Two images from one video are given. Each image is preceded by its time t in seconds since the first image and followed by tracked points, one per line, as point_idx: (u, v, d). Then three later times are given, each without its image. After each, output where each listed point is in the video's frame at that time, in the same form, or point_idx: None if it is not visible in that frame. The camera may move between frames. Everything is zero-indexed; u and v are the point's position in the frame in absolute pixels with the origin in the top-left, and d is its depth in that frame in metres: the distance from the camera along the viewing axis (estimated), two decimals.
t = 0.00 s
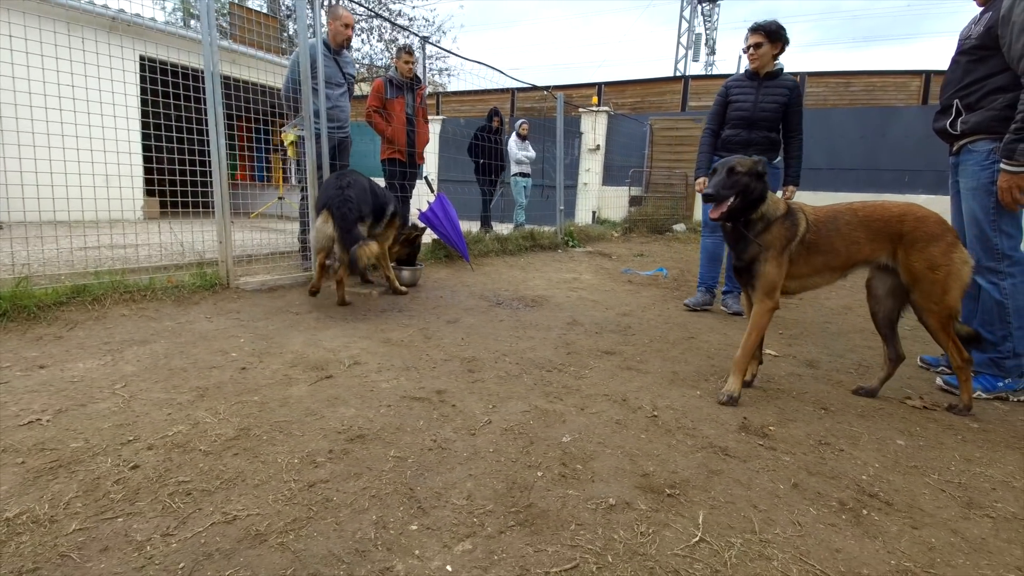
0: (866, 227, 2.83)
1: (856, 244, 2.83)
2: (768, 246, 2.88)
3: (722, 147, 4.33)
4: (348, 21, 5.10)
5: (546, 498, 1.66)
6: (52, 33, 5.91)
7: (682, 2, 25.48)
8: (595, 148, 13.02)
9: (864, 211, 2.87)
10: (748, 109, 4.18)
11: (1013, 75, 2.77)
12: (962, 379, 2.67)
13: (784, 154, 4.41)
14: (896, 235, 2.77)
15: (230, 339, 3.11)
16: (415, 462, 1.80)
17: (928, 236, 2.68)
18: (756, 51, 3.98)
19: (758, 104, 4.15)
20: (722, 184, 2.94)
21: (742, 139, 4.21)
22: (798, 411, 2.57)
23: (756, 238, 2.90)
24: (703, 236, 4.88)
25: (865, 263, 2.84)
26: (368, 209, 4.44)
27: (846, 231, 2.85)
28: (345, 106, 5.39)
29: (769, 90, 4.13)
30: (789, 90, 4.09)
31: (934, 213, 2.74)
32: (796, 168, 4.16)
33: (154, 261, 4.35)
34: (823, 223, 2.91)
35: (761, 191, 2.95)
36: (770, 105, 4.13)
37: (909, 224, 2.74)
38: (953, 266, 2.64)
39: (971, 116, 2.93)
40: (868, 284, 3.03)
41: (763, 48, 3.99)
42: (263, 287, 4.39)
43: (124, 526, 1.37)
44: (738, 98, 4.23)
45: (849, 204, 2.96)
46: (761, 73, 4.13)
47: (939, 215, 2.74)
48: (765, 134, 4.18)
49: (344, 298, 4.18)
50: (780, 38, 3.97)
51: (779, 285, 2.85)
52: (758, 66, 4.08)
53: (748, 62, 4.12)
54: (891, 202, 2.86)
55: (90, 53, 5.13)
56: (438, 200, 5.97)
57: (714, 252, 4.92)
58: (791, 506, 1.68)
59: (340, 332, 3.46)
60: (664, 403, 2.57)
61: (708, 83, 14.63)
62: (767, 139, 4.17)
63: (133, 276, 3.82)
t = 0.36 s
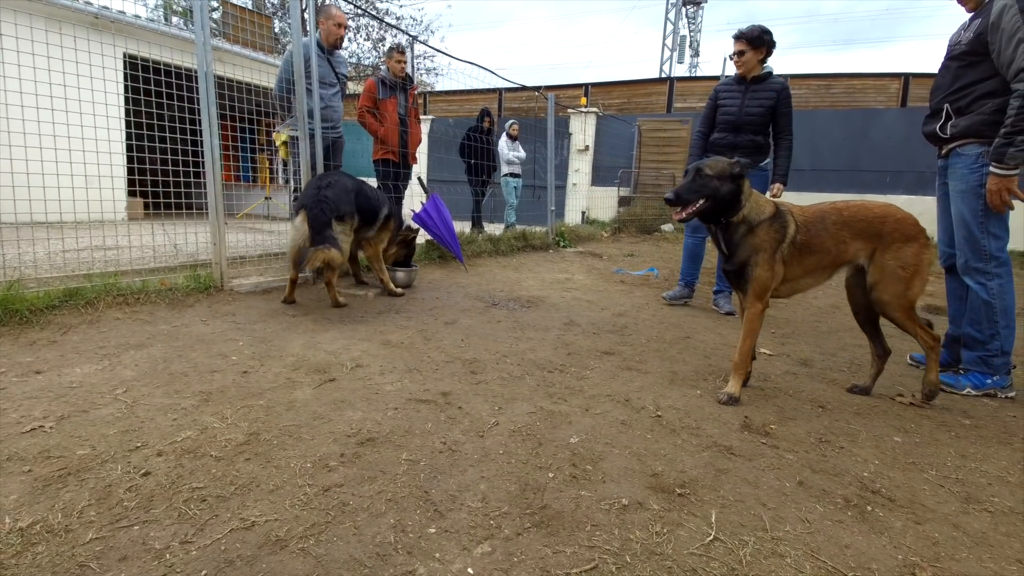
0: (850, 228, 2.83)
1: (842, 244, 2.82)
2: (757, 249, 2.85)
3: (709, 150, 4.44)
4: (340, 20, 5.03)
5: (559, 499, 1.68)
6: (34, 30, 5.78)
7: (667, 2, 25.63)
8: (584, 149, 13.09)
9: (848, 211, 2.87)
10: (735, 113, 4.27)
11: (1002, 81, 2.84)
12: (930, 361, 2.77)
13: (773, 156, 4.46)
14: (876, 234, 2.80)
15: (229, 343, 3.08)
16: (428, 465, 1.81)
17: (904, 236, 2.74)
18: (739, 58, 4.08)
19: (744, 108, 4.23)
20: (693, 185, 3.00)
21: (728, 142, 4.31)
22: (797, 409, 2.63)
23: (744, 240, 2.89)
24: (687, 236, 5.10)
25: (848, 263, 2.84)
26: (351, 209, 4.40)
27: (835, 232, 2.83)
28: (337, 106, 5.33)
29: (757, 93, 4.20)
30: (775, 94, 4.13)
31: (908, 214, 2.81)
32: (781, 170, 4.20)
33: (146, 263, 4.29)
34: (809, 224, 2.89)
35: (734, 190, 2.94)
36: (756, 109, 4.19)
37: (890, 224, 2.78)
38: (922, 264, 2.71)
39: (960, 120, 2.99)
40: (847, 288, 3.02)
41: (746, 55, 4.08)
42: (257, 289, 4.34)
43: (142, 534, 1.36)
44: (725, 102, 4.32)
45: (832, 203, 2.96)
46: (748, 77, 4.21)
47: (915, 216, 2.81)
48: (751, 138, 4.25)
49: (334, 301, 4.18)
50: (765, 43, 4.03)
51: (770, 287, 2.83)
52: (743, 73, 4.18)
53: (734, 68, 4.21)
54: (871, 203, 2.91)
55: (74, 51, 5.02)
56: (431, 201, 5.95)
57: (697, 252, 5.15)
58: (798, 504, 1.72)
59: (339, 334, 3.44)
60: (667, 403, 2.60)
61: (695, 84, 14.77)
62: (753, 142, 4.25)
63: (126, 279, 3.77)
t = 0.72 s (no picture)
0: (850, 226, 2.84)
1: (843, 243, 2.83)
2: (759, 247, 2.84)
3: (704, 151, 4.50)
4: (340, 21, 4.99)
5: (575, 501, 1.68)
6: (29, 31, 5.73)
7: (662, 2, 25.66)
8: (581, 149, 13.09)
9: (851, 210, 2.89)
10: (728, 114, 4.32)
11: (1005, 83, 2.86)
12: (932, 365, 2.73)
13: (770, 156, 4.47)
14: (877, 233, 2.82)
15: (233, 345, 3.06)
16: (441, 467, 1.80)
17: (904, 234, 2.78)
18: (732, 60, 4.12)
19: (737, 110, 4.27)
20: (699, 179, 2.98)
21: (721, 143, 4.35)
22: (804, 410, 2.63)
23: (746, 239, 2.88)
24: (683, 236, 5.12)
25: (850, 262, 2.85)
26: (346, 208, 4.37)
27: (838, 233, 2.84)
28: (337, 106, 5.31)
29: (750, 94, 4.22)
30: (768, 95, 4.15)
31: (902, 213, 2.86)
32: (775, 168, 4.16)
33: (146, 265, 4.26)
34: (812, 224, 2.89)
35: (740, 185, 2.95)
36: (749, 109, 4.22)
37: (889, 224, 2.82)
38: (920, 262, 2.75)
39: (964, 122, 3.01)
40: (845, 289, 3.04)
41: (739, 58, 4.12)
42: (258, 291, 4.31)
43: (159, 540, 1.35)
44: (719, 103, 4.38)
45: (832, 204, 2.98)
46: (742, 79, 4.25)
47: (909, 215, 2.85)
48: (745, 138, 4.27)
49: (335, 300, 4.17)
50: (758, 45, 4.06)
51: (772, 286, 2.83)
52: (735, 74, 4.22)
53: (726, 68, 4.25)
54: (869, 205, 2.95)
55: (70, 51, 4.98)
56: (432, 201, 5.93)
57: (692, 253, 5.17)
58: (811, 505, 1.72)
59: (343, 335, 3.43)
60: (675, 404, 2.61)
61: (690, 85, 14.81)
62: (746, 143, 4.26)
63: (127, 281, 3.75)
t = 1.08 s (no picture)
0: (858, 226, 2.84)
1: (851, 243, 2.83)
2: (767, 246, 2.85)
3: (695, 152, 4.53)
4: (341, 20, 4.97)
5: (590, 500, 1.68)
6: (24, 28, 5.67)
7: (657, 1, 25.69)
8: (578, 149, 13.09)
9: (857, 211, 2.89)
10: (717, 114, 4.35)
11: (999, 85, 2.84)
12: (948, 374, 2.66)
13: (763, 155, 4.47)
14: (884, 234, 2.82)
15: (237, 345, 3.04)
16: (454, 466, 1.80)
17: (912, 235, 2.78)
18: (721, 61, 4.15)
19: (725, 110, 4.29)
20: (703, 170, 3.00)
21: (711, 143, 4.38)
22: (811, 408, 2.64)
23: (753, 237, 2.88)
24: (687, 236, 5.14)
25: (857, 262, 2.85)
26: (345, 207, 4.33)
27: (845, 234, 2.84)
28: (337, 105, 5.27)
29: (739, 94, 4.24)
30: (756, 94, 4.15)
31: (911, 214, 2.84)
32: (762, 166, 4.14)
33: (146, 264, 4.23)
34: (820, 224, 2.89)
35: (745, 177, 2.95)
36: (737, 109, 4.23)
37: (897, 224, 2.82)
38: (933, 261, 2.74)
39: (960, 124, 2.99)
40: (853, 290, 3.05)
41: (728, 59, 4.14)
42: (260, 291, 4.29)
43: (175, 541, 1.34)
44: (709, 104, 4.42)
45: (839, 205, 2.99)
46: (731, 80, 4.27)
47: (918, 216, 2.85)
48: (733, 138, 4.28)
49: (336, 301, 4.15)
50: (746, 46, 4.09)
51: (778, 285, 2.84)
52: (725, 76, 4.25)
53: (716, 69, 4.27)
54: (876, 205, 2.95)
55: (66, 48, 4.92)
56: (432, 201, 5.91)
57: (694, 253, 5.18)
58: (825, 502, 1.73)
59: (347, 335, 3.42)
60: (682, 403, 2.61)
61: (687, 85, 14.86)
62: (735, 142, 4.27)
63: (128, 281, 3.72)
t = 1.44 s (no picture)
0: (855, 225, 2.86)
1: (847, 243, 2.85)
2: (759, 244, 2.88)
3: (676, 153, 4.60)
4: (333, 17, 4.93)
5: (592, 496, 1.69)
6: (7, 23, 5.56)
7: (645, 2, 25.83)
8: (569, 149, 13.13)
9: (855, 210, 2.91)
10: (694, 115, 4.41)
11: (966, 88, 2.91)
12: (941, 376, 2.66)
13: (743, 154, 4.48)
14: (883, 234, 2.84)
15: (230, 345, 3.00)
16: (456, 464, 1.80)
17: (910, 234, 2.79)
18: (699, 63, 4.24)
19: (702, 111, 4.35)
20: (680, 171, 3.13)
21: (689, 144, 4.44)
22: (804, 403, 2.68)
23: (745, 236, 2.92)
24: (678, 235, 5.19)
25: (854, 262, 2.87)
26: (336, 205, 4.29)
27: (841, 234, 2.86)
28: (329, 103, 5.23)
29: (714, 95, 4.29)
30: (730, 94, 4.19)
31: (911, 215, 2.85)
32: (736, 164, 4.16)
33: (135, 263, 4.17)
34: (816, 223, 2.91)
35: (722, 176, 3.04)
36: (712, 110, 4.28)
37: (894, 224, 2.83)
38: (930, 261, 2.76)
39: (933, 127, 3.03)
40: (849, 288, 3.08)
41: (706, 62, 4.23)
42: (251, 290, 4.25)
43: (178, 541, 1.32)
44: (688, 106, 4.49)
45: (837, 203, 3.00)
46: (708, 82, 4.33)
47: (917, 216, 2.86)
48: (709, 138, 4.33)
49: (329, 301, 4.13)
50: (722, 49, 4.17)
51: (772, 283, 2.88)
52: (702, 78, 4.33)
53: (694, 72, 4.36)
54: (875, 205, 2.96)
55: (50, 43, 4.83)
56: (424, 200, 5.89)
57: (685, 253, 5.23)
58: (822, 495, 1.76)
59: (342, 334, 3.40)
60: (679, 399, 2.63)
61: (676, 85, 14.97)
62: (711, 142, 4.32)
63: (117, 281, 3.66)
